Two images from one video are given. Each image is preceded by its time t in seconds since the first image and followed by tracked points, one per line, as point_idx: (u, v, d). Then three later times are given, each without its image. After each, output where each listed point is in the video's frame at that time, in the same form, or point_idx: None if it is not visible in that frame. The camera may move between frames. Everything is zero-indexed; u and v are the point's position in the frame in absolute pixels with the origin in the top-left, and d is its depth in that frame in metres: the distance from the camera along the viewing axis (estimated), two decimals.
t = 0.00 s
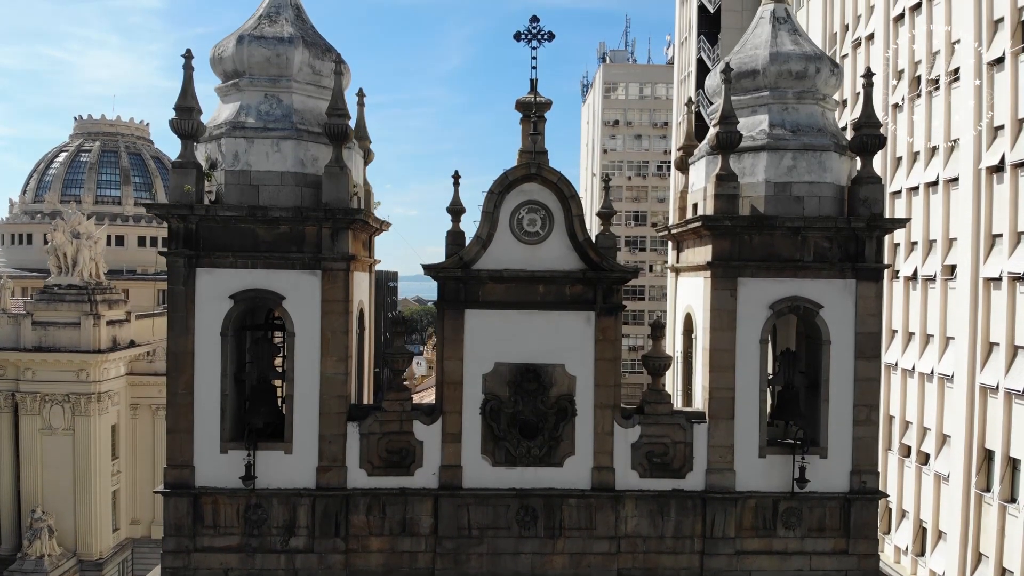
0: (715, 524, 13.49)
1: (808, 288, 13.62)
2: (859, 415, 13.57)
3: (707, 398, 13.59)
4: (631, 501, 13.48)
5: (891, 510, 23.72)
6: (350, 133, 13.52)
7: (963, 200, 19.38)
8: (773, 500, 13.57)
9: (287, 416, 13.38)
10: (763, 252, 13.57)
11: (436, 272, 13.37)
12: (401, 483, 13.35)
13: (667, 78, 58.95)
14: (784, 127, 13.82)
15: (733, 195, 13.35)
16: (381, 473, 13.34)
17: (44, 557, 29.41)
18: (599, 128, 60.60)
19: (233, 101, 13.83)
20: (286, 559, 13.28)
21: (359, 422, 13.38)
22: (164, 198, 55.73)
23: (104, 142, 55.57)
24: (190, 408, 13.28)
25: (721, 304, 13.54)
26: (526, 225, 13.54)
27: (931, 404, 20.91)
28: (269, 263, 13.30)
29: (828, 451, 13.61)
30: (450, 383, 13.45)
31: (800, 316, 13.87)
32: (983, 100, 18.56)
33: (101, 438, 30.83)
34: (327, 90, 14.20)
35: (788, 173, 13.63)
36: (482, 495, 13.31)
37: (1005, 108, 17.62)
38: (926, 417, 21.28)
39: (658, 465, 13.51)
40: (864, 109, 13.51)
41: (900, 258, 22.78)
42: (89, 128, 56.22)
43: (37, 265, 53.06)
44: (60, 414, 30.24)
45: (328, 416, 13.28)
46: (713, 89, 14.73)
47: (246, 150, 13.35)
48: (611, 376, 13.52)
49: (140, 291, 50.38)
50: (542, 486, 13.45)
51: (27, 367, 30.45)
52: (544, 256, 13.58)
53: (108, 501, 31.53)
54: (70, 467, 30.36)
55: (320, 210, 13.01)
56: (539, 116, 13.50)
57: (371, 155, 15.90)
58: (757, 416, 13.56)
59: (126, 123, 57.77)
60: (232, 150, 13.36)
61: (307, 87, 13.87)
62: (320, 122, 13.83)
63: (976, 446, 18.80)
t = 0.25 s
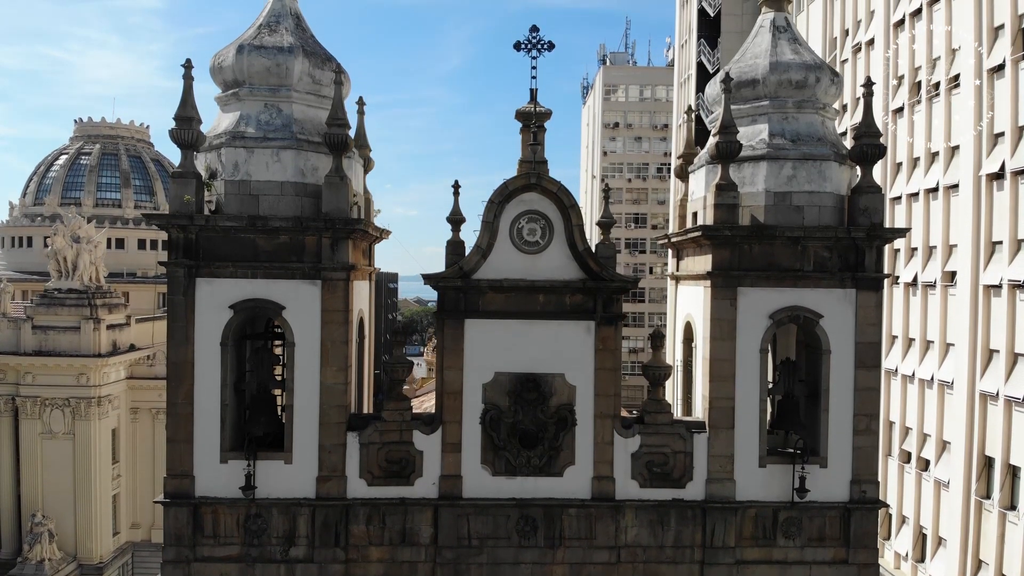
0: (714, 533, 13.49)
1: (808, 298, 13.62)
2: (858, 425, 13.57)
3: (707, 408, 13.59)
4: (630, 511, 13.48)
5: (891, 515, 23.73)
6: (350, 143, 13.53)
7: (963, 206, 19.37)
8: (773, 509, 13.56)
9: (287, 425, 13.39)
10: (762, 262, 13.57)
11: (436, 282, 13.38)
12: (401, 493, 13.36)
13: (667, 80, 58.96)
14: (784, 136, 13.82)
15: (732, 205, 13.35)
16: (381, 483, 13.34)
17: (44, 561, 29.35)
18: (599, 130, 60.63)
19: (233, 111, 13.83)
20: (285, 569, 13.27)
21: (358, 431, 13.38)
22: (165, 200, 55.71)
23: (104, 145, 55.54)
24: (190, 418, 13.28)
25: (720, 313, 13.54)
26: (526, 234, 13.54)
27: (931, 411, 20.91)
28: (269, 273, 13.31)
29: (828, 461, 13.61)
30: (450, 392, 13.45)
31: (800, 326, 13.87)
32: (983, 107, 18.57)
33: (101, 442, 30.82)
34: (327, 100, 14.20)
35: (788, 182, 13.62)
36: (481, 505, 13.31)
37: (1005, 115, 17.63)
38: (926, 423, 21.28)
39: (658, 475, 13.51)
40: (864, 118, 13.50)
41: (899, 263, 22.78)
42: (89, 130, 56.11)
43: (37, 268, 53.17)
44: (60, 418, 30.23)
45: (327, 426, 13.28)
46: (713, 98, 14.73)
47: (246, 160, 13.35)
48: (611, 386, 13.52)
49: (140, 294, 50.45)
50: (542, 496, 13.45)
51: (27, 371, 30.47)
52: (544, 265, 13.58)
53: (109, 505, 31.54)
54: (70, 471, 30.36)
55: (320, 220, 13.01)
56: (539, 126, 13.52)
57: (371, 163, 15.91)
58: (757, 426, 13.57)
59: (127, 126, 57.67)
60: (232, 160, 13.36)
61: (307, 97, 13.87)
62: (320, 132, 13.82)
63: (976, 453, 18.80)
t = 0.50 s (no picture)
0: (714, 542, 13.48)
1: (808, 306, 13.62)
2: (858, 433, 13.57)
3: (707, 416, 13.58)
4: (630, 519, 13.47)
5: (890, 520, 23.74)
6: (350, 152, 13.53)
7: (963, 212, 19.37)
8: (773, 518, 13.55)
9: (287, 434, 13.39)
10: (762, 270, 13.57)
11: (436, 291, 13.38)
12: (401, 502, 13.36)
13: (667, 82, 58.97)
14: (784, 145, 13.82)
15: (732, 214, 13.35)
16: (381, 492, 13.34)
17: (45, 565, 29.37)
18: (599, 132, 60.65)
19: (233, 119, 13.83)
20: None
21: (358, 440, 13.38)
22: (165, 203, 55.73)
23: (104, 147, 55.53)
24: (190, 427, 13.28)
25: (720, 322, 13.54)
26: (526, 243, 13.54)
27: (931, 416, 20.91)
28: (269, 281, 13.31)
29: (828, 469, 13.61)
30: (450, 401, 13.44)
31: (800, 334, 13.87)
32: (984, 113, 18.57)
33: (101, 446, 30.83)
34: (326, 108, 14.20)
35: (788, 191, 13.62)
36: (481, 514, 13.31)
37: (1005, 121, 17.64)
38: (926, 429, 21.28)
39: (657, 483, 13.51)
40: (864, 126, 13.50)
41: (899, 268, 22.77)
42: (89, 133, 56.08)
43: (37, 270, 53.40)
44: (60, 422, 30.23)
45: (327, 435, 13.28)
46: (713, 106, 14.73)
47: (246, 169, 13.35)
48: (611, 394, 13.51)
49: (140, 296, 50.55)
50: (541, 505, 13.44)
51: (27, 375, 30.48)
52: (544, 274, 13.58)
53: (109, 509, 31.55)
54: (71, 475, 30.38)
55: (320, 229, 13.01)
56: (539, 135, 13.54)
57: (371, 170, 15.91)
58: (756, 435, 13.56)
59: (127, 128, 57.63)
60: (232, 169, 13.36)
61: (307, 105, 13.87)
62: (320, 140, 13.83)
63: (976, 459, 18.81)
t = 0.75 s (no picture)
0: (714, 552, 13.47)
1: (808, 316, 13.62)
2: (858, 443, 13.57)
3: (707, 426, 13.58)
4: (630, 529, 13.47)
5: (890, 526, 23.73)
6: (350, 161, 13.53)
7: (963, 219, 19.36)
8: (772, 528, 13.55)
9: (287, 444, 13.39)
10: (762, 280, 13.57)
11: (436, 300, 13.38)
12: (401, 511, 13.36)
13: (667, 84, 58.98)
14: (783, 154, 13.82)
15: (732, 224, 13.35)
16: (380, 501, 13.34)
17: (45, 569, 29.50)
18: (599, 134, 60.66)
19: (232, 129, 13.83)
20: None
21: (358, 450, 13.38)
22: (165, 205, 55.72)
23: (104, 150, 55.51)
24: (190, 437, 13.29)
25: (720, 331, 13.54)
26: (526, 253, 13.54)
27: (931, 423, 20.91)
28: (269, 291, 13.31)
29: (827, 479, 13.61)
30: (449, 411, 13.44)
31: (800, 343, 13.87)
32: (984, 120, 18.56)
33: (101, 450, 30.83)
34: (326, 117, 14.21)
35: (787, 201, 13.62)
36: (481, 524, 13.30)
37: (1005, 129, 17.64)
38: (926, 435, 21.28)
39: (657, 493, 13.52)
40: (864, 136, 13.50)
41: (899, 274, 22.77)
42: (89, 136, 56.15)
43: (37, 273, 53.51)
44: (60, 426, 30.25)
45: (327, 444, 13.28)
46: (712, 115, 14.74)
47: (246, 179, 13.36)
48: (610, 404, 13.51)
49: (140, 299, 50.58)
50: (541, 515, 13.44)
51: (27, 379, 30.48)
52: (543, 284, 13.58)
53: (109, 513, 31.52)
54: (71, 479, 30.38)
55: (320, 239, 13.01)
56: (538, 145, 13.58)
57: (370, 179, 15.91)
58: (756, 444, 13.56)
59: (126, 130, 57.62)
60: (232, 179, 13.37)
61: (307, 115, 13.87)
62: (320, 150, 13.83)
63: (976, 466, 18.81)
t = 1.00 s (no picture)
0: (714, 560, 13.47)
1: (807, 324, 13.62)
2: (858, 451, 13.58)
3: (707, 434, 13.59)
4: (630, 537, 13.47)
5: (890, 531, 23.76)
6: (350, 170, 13.53)
7: (963, 225, 19.36)
8: (772, 536, 13.55)
9: (286, 452, 13.39)
10: (762, 288, 13.57)
11: (436, 309, 13.38)
12: (401, 520, 13.36)
13: (667, 86, 59.01)
14: (783, 162, 13.82)
15: (732, 232, 13.35)
16: (380, 510, 13.34)
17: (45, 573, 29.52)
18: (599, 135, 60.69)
19: (232, 137, 13.84)
20: None
21: (357, 459, 13.38)
22: (165, 208, 55.75)
23: (104, 152, 55.51)
24: (190, 445, 13.30)
25: (720, 340, 13.54)
26: (526, 261, 13.53)
27: (931, 428, 20.91)
28: (269, 300, 13.31)
29: (827, 487, 13.61)
30: (449, 419, 13.43)
31: (800, 352, 13.87)
32: (984, 126, 18.57)
33: (101, 454, 30.85)
34: (327, 126, 14.22)
35: (787, 209, 13.63)
36: (481, 533, 13.31)
37: (1005, 135, 17.65)
38: (926, 440, 21.29)
39: (657, 502, 13.52)
40: (864, 145, 13.51)
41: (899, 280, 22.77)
42: (89, 138, 56.18)
43: (37, 275, 53.51)
44: (61, 429, 30.27)
45: (327, 453, 13.28)
46: (712, 122, 14.74)
47: (246, 188, 13.36)
48: (610, 413, 13.50)
49: (140, 302, 50.62)
50: (541, 523, 13.45)
51: (27, 383, 30.51)
52: (543, 292, 13.58)
53: (109, 516, 31.56)
54: (71, 483, 30.41)
55: (320, 248, 13.01)
56: (538, 154, 13.62)
57: (370, 186, 15.91)
58: (756, 452, 13.57)
59: (127, 133, 57.68)
60: (232, 187, 13.37)
61: (307, 123, 13.87)
62: (320, 158, 13.84)
63: (975, 472, 18.81)
